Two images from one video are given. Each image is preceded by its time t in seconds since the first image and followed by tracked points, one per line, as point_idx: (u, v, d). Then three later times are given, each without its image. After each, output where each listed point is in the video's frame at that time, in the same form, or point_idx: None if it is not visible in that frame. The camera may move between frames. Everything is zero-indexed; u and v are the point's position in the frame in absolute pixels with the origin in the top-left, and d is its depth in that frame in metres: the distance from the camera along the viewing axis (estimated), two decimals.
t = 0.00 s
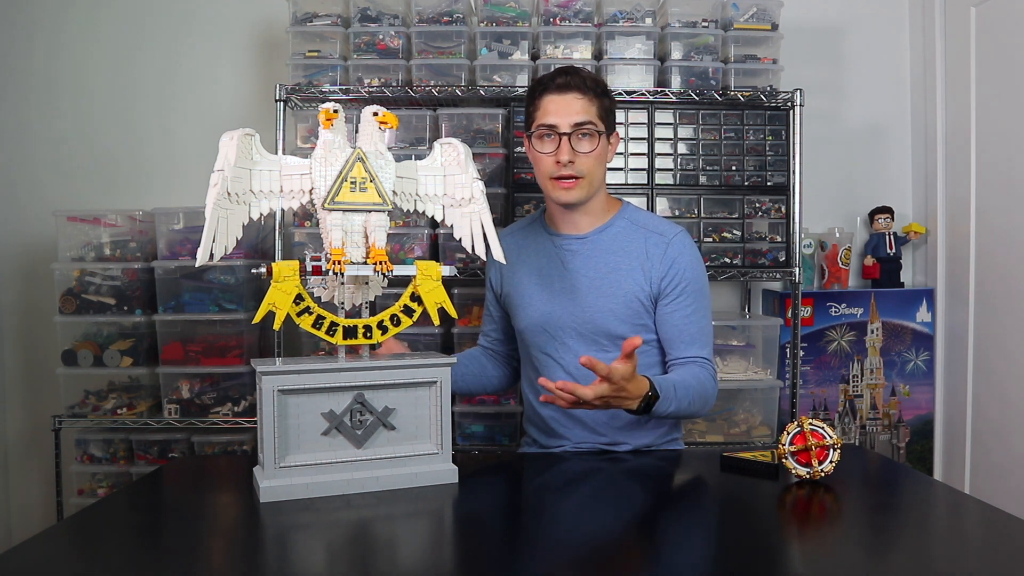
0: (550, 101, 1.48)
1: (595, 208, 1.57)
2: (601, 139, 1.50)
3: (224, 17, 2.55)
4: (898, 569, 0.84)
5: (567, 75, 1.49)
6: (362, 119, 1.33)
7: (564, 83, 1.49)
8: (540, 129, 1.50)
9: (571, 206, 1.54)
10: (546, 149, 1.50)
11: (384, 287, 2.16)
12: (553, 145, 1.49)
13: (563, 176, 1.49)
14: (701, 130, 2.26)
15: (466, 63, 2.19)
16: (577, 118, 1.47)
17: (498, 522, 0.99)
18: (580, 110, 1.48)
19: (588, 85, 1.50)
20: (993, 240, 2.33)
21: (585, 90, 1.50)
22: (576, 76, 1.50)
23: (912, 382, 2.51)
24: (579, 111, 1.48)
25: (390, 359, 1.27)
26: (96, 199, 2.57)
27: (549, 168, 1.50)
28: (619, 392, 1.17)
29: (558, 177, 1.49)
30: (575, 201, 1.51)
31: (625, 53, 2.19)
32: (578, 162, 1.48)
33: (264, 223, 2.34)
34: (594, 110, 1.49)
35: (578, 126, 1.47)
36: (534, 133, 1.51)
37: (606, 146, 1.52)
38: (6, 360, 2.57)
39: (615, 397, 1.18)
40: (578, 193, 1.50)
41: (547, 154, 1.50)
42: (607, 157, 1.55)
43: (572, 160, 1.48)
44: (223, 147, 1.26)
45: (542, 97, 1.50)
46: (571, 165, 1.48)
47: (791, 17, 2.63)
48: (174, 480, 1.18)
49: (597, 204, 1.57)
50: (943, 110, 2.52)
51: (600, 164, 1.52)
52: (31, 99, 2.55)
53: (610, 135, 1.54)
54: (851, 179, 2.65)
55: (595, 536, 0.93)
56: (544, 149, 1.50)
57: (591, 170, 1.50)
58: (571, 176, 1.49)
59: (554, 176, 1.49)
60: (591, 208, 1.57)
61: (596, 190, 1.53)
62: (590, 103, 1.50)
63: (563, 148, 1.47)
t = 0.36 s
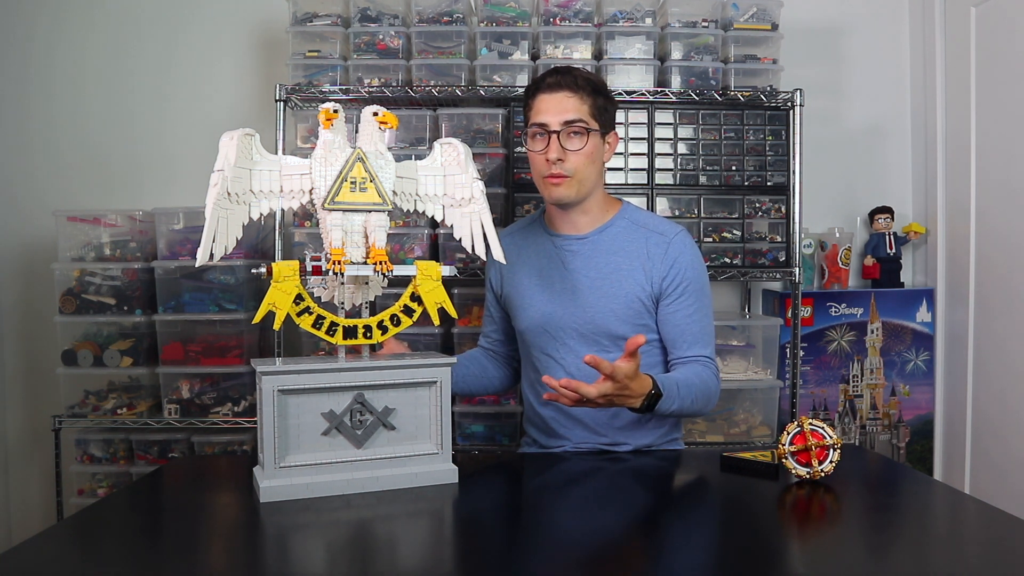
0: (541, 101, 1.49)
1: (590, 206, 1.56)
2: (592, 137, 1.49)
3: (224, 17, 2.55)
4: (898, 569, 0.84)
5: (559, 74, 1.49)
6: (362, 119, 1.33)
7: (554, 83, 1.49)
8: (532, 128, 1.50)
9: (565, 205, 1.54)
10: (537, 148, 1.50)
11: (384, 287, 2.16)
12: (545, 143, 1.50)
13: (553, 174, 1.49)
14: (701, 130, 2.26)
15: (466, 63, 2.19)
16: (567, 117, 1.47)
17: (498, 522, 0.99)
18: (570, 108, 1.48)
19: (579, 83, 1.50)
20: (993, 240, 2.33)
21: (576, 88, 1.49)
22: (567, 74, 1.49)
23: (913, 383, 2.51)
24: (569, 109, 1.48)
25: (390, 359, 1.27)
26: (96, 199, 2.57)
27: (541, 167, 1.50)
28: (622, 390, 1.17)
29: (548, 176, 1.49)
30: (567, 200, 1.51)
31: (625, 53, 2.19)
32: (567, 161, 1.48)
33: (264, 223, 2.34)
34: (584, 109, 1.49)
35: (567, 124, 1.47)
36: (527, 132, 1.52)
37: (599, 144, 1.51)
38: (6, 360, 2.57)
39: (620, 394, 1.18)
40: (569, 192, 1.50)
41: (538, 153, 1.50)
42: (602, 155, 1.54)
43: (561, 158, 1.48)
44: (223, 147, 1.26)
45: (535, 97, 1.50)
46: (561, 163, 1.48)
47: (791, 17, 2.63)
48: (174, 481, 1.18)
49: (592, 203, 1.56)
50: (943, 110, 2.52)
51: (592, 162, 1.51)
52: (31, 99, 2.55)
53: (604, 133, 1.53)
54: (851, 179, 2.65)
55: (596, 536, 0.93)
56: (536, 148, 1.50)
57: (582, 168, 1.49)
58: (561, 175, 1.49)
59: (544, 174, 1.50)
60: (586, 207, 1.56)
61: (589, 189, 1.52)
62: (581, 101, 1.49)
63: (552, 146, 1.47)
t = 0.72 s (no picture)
0: (540, 100, 1.49)
1: (590, 205, 1.56)
2: (591, 136, 1.49)
3: (224, 16, 2.55)
4: (898, 569, 0.84)
5: (558, 73, 1.49)
6: (362, 119, 1.33)
7: (553, 83, 1.49)
8: (531, 128, 1.50)
9: (564, 204, 1.54)
10: (536, 147, 1.51)
11: (384, 286, 2.16)
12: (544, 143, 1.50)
13: (552, 173, 1.49)
14: (701, 130, 2.26)
15: (466, 63, 2.19)
16: (566, 116, 1.47)
17: (498, 522, 0.99)
18: (568, 107, 1.48)
19: (578, 83, 1.50)
20: (993, 240, 2.33)
21: (574, 88, 1.49)
22: (566, 74, 1.50)
23: (913, 383, 2.51)
24: (567, 109, 1.48)
25: (390, 359, 1.27)
26: (96, 199, 2.57)
27: (540, 166, 1.50)
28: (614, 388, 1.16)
29: (548, 174, 1.49)
30: (566, 199, 1.51)
31: (625, 53, 2.19)
32: (566, 160, 1.48)
33: (264, 223, 2.34)
34: (582, 108, 1.49)
35: (565, 123, 1.47)
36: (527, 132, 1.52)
37: (599, 143, 1.51)
38: (6, 360, 2.57)
39: (612, 395, 1.18)
40: (568, 191, 1.50)
41: (537, 152, 1.50)
42: (601, 153, 1.54)
43: (560, 157, 1.48)
44: (223, 147, 1.26)
45: (534, 97, 1.51)
46: (560, 162, 1.48)
47: (791, 17, 2.64)
48: (174, 481, 1.18)
49: (592, 202, 1.56)
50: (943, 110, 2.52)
51: (592, 161, 1.51)
52: (31, 99, 2.55)
53: (604, 132, 1.53)
54: (851, 179, 2.65)
55: (596, 536, 0.93)
56: (535, 147, 1.50)
57: (581, 167, 1.49)
58: (561, 173, 1.49)
59: (544, 173, 1.50)
60: (586, 206, 1.56)
61: (588, 187, 1.52)
62: (580, 100, 1.50)
63: (551, 146, 1.47)
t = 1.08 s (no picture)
0: (535, 101, 1.50)
1: (587, 204, 1.56)
2: (586, 135, 1.48)
3: (224, 16, 2.55)
4: (898, 569, 0.84)
5: (552, 73, 1.50)
6: (362, 119, 1.33)
7: (547, 82, 1.50)
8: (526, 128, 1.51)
9: (561, 203, 1.54)
10: (531, 147, 1.51)
11: (384, 286, 2.16)
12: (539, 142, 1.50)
13: (546, 172, 1.49)
14: (701, 130, 2.26)
15: (466, 63, 2.19)
16: (559, 116, 1.47)
17: (498, 522, 0.99)
18: (562, 107, 1.48)
19: (573, 82, 1.50)
20: (993, 240, 2.33)
21: (569, 87, 1.49)
22: (561, 74, 1.50)
23: (913, 383, 2.51)
24: (561, 108, 1.48)
25: (390, 359, 1.27)
26: (96, 199, 2.57)
27: (535, 166, 1.51)
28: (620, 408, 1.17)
29: (543, 174, 1.50)
30: (561, 198, 1.51)
31: (625, 52, 2.19)
32: (560, 159, 1.48)
33: (264, 223, 2.34)
34: (576, 107, 1.49)
35: (559, 123, 1.47)
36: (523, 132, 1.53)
37: (594, 142, 1.51)
38: (6, 360, 2.57)
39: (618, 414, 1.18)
40: (563, 190, 1.50)
41: (532, 152, 1.51)
42: (598, 152, 1.53)
43: (553, 156, 1.48)
44: (223, 147, 1.26)
45: (529, 97, 1.51)
46: (555, 162, 1.48)
47: (791, 17, 2.63)
48: (174, 481, 1.18)
49: (589, 200, 1.56)
50: (942, 110, 2.52)
51: (587, 159, 1.50)
52: (31, 99, 2.55)
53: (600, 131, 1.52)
54: (851, 178, 2.65)
55: (597, 536, 0.93)
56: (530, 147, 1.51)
57: (575, 166, 1.49)
58: (554, 173, 1.49)
59: (539, 173, 1.51)
60: (583, 205, 1.56)
61: (584, 186, 1.52)
62: (575, 100, 1.50)
63: (544, 146, 1.48)
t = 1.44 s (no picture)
0: (537, 100, 1.53)
1: (585, 202, 1.56)
2: (581, 131, 1.49)
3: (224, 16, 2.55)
4: (898, 569, 0.84)
5: (552, 73, 1.53)
6: (362, 119, 1.33)
7: (549, 82, 1.53)
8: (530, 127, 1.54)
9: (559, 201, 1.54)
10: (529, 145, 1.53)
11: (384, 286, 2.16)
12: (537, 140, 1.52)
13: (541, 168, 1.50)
14: (701, 130, 2.26)
15: (466, 63, 2.19)
16: (554, 112, 1.50)
17: (498, 522, 0.99)
18: (559, 104, 1.51)
19: (572, 81, 1.52)
20: (993, 240, 2.33)
21: (568, 86, 1.52)
22: (562, 73, 1.53)
23: (913, 383, 2.51)
24: (557, 105, 1.50)
25: (390, 359, 1.27)
26: (95, 199, 2.57)
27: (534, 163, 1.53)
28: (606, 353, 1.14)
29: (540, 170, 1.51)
30: (556, 194, 1.51)
31: (625, 52, 2.19)
32: (554, 154, 1.49)
33: (264, 223, 2.34)
34: (573, 104, 1.51)
35: (553, 119, 1.49)
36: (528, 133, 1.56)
37: (591, 139, 1.50)
38: (5, 360, 2.57)
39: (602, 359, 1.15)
40: (558, 185, 1.50)
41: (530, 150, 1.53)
42: (597, 151, 1.53)
43: (548, 151, 1.49)
44: (223, 147, 1.26)
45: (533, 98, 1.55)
46: (549, 157, 1.49)
47: (792, 17, 2.64)
48: (175, 480, 1.18)
49: (588, 198, 1.56)
50: (942, 110, 2.52)
51: (583, 156, 1.50)
52: (32, 99, 2.55)
53: (598, 129, 1.52)
54: (851, 179, 2.65)
55: (597, 536, 0.93)
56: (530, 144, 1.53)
57: (570, 161, 1.49)
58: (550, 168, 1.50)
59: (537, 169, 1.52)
60: (582, 203, 1.56)
61: (580, 183, 1.51)
62: (572, 97, 1.52)
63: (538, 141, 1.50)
